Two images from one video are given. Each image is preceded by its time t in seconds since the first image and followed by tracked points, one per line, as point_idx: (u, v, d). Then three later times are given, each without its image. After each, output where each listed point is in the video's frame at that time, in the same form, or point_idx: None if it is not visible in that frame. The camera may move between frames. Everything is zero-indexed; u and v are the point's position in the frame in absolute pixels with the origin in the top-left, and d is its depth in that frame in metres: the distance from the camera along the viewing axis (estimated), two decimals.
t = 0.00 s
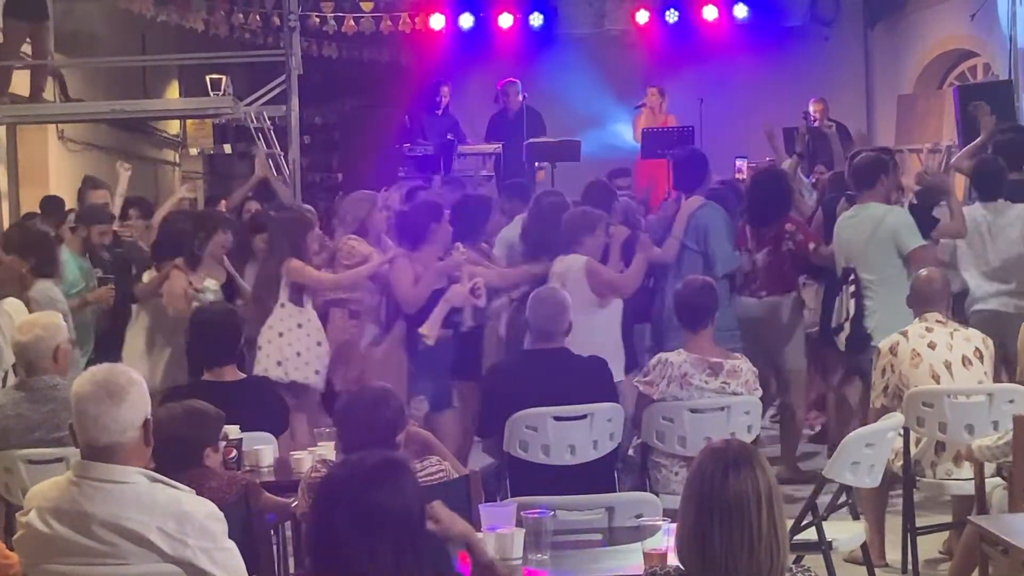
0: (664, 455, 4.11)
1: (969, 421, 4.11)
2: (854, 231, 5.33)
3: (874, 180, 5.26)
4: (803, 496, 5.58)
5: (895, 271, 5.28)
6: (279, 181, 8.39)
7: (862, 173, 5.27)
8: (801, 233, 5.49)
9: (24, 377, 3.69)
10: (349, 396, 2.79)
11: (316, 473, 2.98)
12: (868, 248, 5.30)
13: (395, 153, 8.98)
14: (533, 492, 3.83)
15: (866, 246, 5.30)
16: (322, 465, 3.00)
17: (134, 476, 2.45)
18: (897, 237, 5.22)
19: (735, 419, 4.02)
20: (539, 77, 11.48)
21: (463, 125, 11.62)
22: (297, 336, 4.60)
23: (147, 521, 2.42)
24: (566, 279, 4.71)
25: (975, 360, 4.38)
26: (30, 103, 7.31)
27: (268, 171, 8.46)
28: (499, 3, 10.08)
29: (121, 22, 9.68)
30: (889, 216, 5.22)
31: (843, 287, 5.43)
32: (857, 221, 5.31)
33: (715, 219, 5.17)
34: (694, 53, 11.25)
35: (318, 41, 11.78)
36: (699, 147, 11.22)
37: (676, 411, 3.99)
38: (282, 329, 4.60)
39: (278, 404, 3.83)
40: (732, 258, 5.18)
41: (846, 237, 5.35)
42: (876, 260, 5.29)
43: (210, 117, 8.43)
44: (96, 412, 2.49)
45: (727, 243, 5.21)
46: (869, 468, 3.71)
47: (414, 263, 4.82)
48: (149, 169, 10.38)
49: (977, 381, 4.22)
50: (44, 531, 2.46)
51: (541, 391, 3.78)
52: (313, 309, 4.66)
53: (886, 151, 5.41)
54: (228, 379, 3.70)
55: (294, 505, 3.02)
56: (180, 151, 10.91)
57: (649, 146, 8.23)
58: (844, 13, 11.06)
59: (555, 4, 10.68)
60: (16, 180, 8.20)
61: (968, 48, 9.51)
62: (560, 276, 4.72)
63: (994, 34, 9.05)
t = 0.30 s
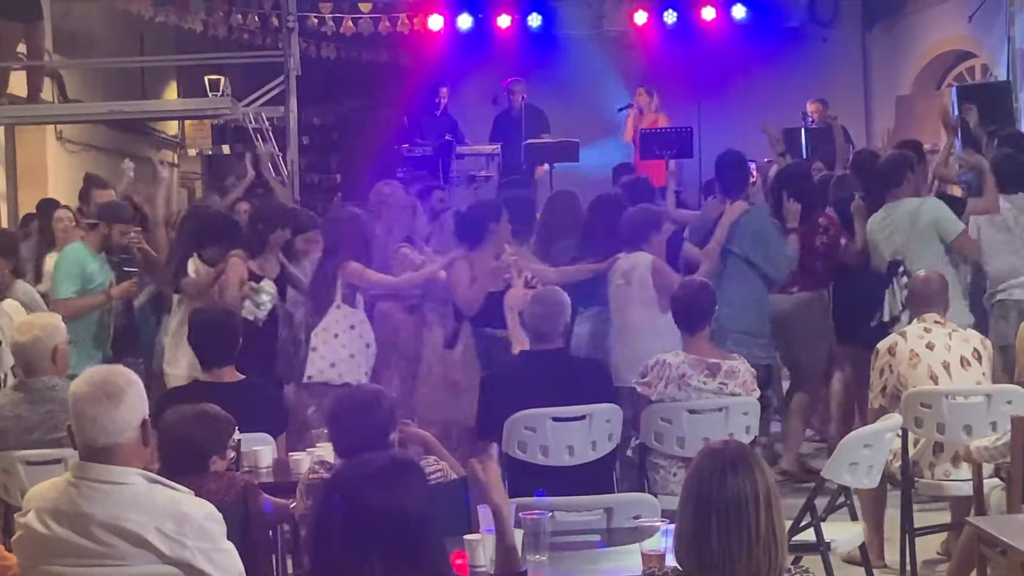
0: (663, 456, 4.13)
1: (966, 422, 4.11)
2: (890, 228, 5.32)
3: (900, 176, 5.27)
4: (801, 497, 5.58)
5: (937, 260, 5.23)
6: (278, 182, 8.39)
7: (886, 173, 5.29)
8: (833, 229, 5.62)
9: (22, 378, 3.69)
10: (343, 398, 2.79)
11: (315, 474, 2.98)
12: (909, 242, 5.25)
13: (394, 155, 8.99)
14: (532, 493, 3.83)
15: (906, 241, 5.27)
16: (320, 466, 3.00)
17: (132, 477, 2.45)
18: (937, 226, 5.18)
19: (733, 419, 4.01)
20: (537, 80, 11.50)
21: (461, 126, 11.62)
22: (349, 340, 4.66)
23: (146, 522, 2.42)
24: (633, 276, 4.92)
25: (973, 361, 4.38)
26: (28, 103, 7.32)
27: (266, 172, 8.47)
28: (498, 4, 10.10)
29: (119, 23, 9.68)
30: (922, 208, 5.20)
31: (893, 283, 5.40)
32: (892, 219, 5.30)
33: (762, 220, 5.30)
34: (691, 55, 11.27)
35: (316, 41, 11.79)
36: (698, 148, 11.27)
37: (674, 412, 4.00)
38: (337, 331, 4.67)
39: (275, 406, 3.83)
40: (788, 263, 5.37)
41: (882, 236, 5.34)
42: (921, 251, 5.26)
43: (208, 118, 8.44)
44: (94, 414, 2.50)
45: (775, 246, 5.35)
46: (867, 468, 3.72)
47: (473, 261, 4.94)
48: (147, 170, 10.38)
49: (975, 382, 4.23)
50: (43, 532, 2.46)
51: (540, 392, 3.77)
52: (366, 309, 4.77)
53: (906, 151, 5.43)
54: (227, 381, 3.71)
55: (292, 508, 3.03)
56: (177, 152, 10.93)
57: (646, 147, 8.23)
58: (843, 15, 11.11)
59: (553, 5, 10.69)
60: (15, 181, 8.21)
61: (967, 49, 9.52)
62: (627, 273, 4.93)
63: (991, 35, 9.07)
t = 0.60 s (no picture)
0: (660, 457, 4.10)
1: (964, 423, 4.10)
2: (925, 222, 5.21)
3: (941, 170, 5.17)
4: (799, 498, 5.58)
5: (977, 254, 5.14)
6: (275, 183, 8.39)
7: (927, 168, 5.19)
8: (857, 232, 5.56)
9: (19, 379, 3.69)
10: (336, 398, 2.80)
11: (312, 475, 2.98)
12: (948, 233, 5.15)
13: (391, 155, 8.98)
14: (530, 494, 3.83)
15: (943, 235, 5.18)
16: (317, 468, 3.00)
17: (130, 477, 2.44)
18: (977, 217, 5.07)
19: (730, 419, 4.01)
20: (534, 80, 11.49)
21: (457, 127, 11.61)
22: (427, 342, 4.59)
23: (143, 521, 2.42)
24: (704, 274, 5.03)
25: (970, 361, 4.38)
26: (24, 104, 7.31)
27: (263, 173, 8.47)
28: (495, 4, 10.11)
29: (116, 24, 9.67)
30: (963, 199, 5.09)
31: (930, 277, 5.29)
32: (929, 212, 5.20)
33: (797, 219, 5.22)
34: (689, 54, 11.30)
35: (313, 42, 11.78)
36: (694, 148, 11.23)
37: (672, 413, 4.00)
38: (415, 332, 4.57)
39: (273, 406, 3.83)
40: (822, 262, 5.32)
41: (922, 228, 5.23)
42: (957, 243, 5.15)
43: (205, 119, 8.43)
44: (88, 416, 2.49)
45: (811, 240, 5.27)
46: (864, 469, 3.72)
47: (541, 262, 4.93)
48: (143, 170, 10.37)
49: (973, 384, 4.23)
50: (41, 533, 2.47)
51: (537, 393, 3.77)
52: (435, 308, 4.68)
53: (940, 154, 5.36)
54: (224, 382, 3.70)
55: (290, 508, 3.03)
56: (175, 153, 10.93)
57: (643, 147, 8.22)
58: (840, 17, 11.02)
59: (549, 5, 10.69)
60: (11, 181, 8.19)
61: (963, 49, 9.53)
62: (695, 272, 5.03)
63: (988, 35, 9.07)
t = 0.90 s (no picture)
0: (657, 458, 4.14)
1: (960, 424, 4.11)
2: (971, 214, 5.11)
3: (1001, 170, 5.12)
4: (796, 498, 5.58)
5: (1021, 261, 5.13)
6: (272, 186, 8.40)
7: (988, 162, 5.11)
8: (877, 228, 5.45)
9: (16, 381, 3.69)
10: (332, 400, 2.80)
11: (308, 476, 2.97)
12: (1000, 234, 5.09)
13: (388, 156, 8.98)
14: (528, 495, 3.83)
15: (993, 233, 5.09)
16: (312, 470, 3.00)
17: (118, 476, 2.45)
18: None
19: (727, 422, 4.00)
20: (531, 81, 11.50)
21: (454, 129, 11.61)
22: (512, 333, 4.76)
23: (135, 518, 2.42)
24: (760, 270, 5.12)
25: (966, 363, 4.38)
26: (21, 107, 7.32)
27: (261, 175, 8.48)
28: (492, 6, 10.15)
29: (113, 26, 9.68)
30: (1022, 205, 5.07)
31: (965, 271, 5.19)
32: (985, 206, 5.10)
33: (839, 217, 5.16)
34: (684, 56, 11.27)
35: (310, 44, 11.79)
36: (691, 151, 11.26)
37: (669, 415, 3.99)
38: (503, 324, 4.74)
39: (269, 408, 3.83)
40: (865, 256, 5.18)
41: (972, 223, 5.11)
42: (1007, 246, 5.12)
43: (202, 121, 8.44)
44: (68, 419, 2.48)
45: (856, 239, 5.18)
46: (860, 471, 3.72)
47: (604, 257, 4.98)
48: (141, 172, 10.39)
49: (969, 386, 4.23)
50: (35, 536, 2.46)
51: (533, 393, 3.77)
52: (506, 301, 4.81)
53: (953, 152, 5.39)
54: (221, 383, 3.70)
55: (287, 508, 3.03)
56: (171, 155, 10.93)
57: (640, 150, 8.23)
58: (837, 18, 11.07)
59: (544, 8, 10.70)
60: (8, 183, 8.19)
61: (958, 52, 9.55)
62: (751, 269, 5.13)
63: (984, 37, 9.07)
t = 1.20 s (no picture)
0: (652, 460, 4.15)
1: (956, 427, 4.12)
2: (1002, 224, 5.11)
3: None
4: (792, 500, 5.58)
5: None
6: (267, 188, 8.40)
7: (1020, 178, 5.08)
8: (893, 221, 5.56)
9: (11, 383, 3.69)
10: (327, 401, 2.80)
11: (304, 478, 2.97)
12: None
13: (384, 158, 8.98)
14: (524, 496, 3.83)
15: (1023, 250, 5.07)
16: (307, 472, 2.99)
17: (104, 477, 2.44)
18: None
19: (723, 424, 4.00)
20: (527, 85, 11.52)
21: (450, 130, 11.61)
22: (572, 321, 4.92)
23: (125, 519, 2.42)
24: (806, 268, 5.10)
25: (962, 365, 4.38)
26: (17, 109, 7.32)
27: (256, 177, 8.48)
28: (488, 7, 10.20)
29: (109, 28, 9.68)
30: None
31: (991, 285, 5.18)
32: (1014, 221, 5.08)
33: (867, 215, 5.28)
34: (679, 59, 11.28)
35: (306, 46, 11.78)
36: (687, 154, 11.27)
37: (665, 416, 4.00)
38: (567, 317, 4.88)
39: (265, 410, 3.83)
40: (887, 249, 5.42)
41: (1000, 237, 5.10)
42: None
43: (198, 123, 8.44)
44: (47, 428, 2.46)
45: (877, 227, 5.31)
46: (855, 473, 3.72)
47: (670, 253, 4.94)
48: (138, 174, 10.40)
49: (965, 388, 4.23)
50: (27, 541, 2.46)
51: (529, 395, 3.76)
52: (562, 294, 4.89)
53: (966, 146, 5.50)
54: (217, 385, 3.70)
55: (284, 510, 3.03)
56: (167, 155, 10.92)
57: (635, 151, 8.23)
58: (833, 21, 11.07)
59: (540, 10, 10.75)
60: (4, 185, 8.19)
61: (954, 53, 9.55)
62: (798, 267, 5.11)
63: (981, 39, 9.08)
